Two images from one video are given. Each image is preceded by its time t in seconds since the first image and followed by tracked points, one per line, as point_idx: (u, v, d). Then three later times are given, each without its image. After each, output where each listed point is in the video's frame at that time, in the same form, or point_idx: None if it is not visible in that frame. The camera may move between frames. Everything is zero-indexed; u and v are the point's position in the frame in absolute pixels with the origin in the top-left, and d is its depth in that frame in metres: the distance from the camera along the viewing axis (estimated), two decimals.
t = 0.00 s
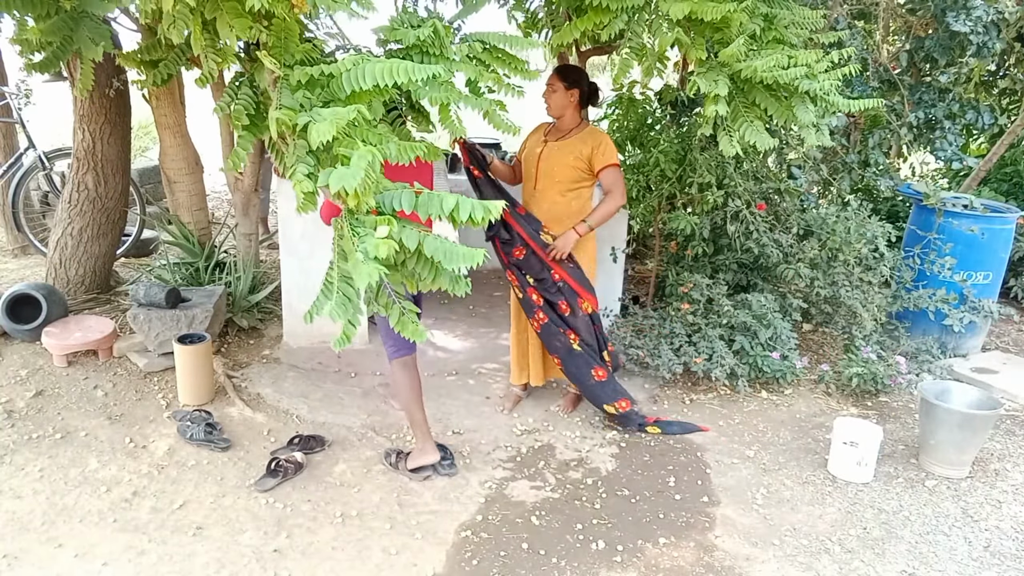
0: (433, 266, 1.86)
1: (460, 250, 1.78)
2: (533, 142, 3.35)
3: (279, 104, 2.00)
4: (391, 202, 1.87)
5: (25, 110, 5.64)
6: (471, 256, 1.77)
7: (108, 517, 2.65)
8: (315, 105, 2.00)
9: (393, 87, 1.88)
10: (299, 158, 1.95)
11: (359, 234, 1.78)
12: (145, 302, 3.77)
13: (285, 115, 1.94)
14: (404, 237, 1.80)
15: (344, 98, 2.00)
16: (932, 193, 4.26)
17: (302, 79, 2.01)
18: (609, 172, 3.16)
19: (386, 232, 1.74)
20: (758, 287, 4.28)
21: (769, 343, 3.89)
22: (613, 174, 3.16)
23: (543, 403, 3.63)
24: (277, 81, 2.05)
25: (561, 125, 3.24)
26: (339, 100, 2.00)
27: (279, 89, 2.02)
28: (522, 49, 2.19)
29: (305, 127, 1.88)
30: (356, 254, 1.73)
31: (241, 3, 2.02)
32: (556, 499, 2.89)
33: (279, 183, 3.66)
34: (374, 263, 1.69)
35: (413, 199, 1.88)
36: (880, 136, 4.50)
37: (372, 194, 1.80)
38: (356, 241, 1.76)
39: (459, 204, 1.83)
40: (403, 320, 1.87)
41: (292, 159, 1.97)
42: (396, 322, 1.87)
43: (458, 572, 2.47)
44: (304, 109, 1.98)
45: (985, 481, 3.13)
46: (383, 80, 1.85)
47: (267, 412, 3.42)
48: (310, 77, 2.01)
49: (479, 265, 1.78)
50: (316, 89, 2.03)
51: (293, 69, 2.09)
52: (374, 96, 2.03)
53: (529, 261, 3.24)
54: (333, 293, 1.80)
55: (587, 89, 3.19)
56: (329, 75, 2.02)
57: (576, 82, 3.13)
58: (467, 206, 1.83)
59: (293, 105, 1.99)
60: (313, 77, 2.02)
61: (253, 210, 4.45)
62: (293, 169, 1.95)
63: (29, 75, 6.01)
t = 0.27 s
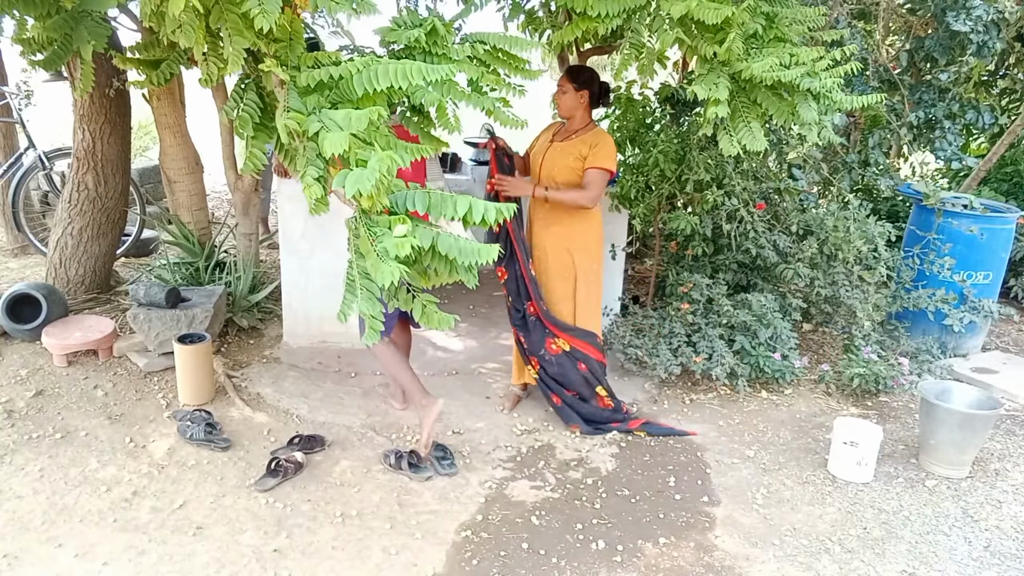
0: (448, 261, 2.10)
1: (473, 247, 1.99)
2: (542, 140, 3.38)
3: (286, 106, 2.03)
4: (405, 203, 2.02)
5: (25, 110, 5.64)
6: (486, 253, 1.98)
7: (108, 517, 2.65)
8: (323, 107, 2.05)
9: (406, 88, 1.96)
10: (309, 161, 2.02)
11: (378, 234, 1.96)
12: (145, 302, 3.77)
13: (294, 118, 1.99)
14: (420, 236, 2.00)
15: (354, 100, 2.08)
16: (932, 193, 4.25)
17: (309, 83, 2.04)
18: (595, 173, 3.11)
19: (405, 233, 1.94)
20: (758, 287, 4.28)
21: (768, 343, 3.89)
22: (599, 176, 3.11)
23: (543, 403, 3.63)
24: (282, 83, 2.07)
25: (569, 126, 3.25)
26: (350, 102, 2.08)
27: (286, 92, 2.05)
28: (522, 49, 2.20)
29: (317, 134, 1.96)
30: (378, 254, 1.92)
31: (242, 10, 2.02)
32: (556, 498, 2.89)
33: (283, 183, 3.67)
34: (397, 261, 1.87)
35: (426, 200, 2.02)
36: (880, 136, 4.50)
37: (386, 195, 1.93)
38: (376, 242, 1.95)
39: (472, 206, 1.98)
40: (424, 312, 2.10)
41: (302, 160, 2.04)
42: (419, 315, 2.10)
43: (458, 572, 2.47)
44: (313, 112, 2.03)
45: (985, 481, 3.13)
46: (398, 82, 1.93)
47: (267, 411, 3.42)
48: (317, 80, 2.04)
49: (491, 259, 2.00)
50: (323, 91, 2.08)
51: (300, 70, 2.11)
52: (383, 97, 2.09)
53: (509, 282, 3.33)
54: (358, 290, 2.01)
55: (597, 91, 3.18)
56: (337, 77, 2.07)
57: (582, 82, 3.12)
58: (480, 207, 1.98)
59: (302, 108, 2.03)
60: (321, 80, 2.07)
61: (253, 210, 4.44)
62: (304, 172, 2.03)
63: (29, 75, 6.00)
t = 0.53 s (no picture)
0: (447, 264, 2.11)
1: (472, 252, 1.99)
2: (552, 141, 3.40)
3: (289, 107, 2.02)
4: (406, 205, 2.04)
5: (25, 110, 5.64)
6: (485, 259, 1.98)
7: (108, 517, 2.65)
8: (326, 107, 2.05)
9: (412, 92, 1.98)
10: (315, 162, 2.03)
11: (377, 237, 1.98)
12: (144, 302, 3.77)
13: (298, 118, 1.99)
14: (420, 239, 2.01)
15: (356, 101, 2.08)
16: (932, 193, 4.25)
17: (312, 84, 2.04)
18: (591, 173, 3.08)
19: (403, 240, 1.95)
20: (758, 287, 4.28)
21: (768, 343, 3.89)
22: (595, 175, 3.08)
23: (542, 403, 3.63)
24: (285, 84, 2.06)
25: (577, 127, 3.25)
26: (352, 103, 2.08)
27: (288, 93, 2.03)
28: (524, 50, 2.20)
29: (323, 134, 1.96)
30: (377, 259, 1.95)
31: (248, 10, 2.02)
32: (556, 498, 2.89)
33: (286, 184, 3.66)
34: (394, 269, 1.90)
35: (428, 203, 2.04)
36: (880, 136, 4.50)
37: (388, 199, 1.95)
38: (375, 245, 1.97)
39: (475, 208, 1.99)
40: (420, 317, 2.15)
41: (306, 161, 2.04)
42: (414, 319, 2.16)
43: (458, 572, 2.47)
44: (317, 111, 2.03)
45: (985, 481, 3.13)
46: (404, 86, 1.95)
47: (266, 411, 3.42)
48: (320, 81, 2.04)
49: (490, 266, 2.00)
50: (325, 91, 2.08)
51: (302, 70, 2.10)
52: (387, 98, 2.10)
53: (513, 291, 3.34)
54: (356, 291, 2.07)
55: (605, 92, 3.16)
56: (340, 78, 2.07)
57: (586, 83, 3.12)
58: (483, 209, 1.98)
59: (304, 108, 2.02)
60: (324, 81, 2.07)
61: (253, 210, 4.44)
62: (309, 172, 2.03)
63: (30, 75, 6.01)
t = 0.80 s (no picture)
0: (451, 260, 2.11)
1: (481, 248, 2.02)
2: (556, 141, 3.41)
3: (293, 103, 2.04)
4: (412, 199, 2.08)
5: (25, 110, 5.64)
6: (491, 251, 2.00)
7: (108, 517, 2.65)
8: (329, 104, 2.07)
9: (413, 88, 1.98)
10: (320, 157, 2.05)
11: (389, 228, 2.02)
12: (144, 302, 3.77)
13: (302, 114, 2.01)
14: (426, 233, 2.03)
15: (359, 97, 2.09)
16: (932, 193, 4.25)
17: (315, 80, 2.05)
18: (595, 173, 3.09)
19: (416, 228, 1.98)
20: (758, 287, 4.28)
21: (768, 342, 3.89)
22: (597, 174, 3.08)
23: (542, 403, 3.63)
24: (287, 80, 2.07)
25: (580, 126, 3.26)
26: (355, 100, 2.09)
27: (292, 89, 2.05)
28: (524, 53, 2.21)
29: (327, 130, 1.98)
30: (390, 247, 1.97)
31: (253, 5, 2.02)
32: (556, 498, 2.89)
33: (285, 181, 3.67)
34: (409, 253, 1.91)
35: (432, 198, 2.07)
36: (880, 136, 4.50)
37: (399, 190, 2.01)
38: (387, 235, 2.01)
39: (479, 205, 2.02)
40: (425, 314, 2.18)
41: (310, 156, 2.06)
42: (420, 316, 2.19)
43: (458, 572, 2.47)
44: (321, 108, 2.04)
45: (985, 481, 3.13)
46: (405, 83, 1.95)
47: (266, 411, 3.42)
48: (323, 78, 2.05)
49: (497, 260, 2.02)
50: (328, 88, 2.10)
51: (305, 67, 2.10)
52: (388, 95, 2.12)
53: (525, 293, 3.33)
54: (368, 284, 2.09)
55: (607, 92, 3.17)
56: (342, 75, 2.08)
57: (587, 82, 3.12)
58: (487, 206, 2.02)
59: (309, 104, 2.03)
60: (327, 78, 2.08)
61: (253, 210, 4.44)
62: (314, 168, 2.06)
63: (30, 74, 6.01)
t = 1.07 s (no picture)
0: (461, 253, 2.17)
1: (490, 235, 2.04)
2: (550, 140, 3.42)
3: (296, 99, 2.02)
4: (422, 191, 2.13)
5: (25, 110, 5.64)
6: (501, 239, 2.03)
7: (108, 517, 2.65)
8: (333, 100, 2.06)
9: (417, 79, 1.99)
10: (330, 151, 2.03)
11: (401, 218, 2.02)
12: (145, 302, 3.77)
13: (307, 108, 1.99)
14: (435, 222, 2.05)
15: (363, 92, 2.07)
16: (932, 193, 4.25)
17: (318, 76, 2.05)
18: (589, 170, 3.10)
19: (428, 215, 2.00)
20: (758, 287, 4.28)
21: (768, 342, 3.90)
22: (591, 171, 3.10)
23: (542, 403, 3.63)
24: (289, 77, 2.05)
25: (575, 124, 3.27)
26: (359, 94, 2.07)
27: (294, 85, 2.03)
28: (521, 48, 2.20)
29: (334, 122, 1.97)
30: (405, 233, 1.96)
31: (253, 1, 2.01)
32: (556, 498, 2.89)
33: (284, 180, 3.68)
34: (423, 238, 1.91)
35: (440, 187, 2.13)
36: (880, 136, 4.49)
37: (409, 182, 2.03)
38: (400, 224, 2.00)
39: (490, 189, 2.11)
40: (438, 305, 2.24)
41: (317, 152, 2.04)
42: (433, 307, 2.24)
43: (458, 572, 2.47)
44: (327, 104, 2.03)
45: (985, 481, 3.13)
46: (409, 74, 1.96)
47: (266, 411, 3.42)
48: (326, 73, 2.05)
49: (506, 247, 2.05)
50: (332, 84, 2.09)
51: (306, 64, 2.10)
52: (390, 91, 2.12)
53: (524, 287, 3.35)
54: (382, 274, 2.12)
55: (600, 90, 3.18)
56: (345, 70, 2.07)
57: (581, 80, 3.13)
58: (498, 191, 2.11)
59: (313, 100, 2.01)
60: (329, 73, 2.08)
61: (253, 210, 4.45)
62: (325, 162, 2.04)
63: (30, 74, 6.01)
